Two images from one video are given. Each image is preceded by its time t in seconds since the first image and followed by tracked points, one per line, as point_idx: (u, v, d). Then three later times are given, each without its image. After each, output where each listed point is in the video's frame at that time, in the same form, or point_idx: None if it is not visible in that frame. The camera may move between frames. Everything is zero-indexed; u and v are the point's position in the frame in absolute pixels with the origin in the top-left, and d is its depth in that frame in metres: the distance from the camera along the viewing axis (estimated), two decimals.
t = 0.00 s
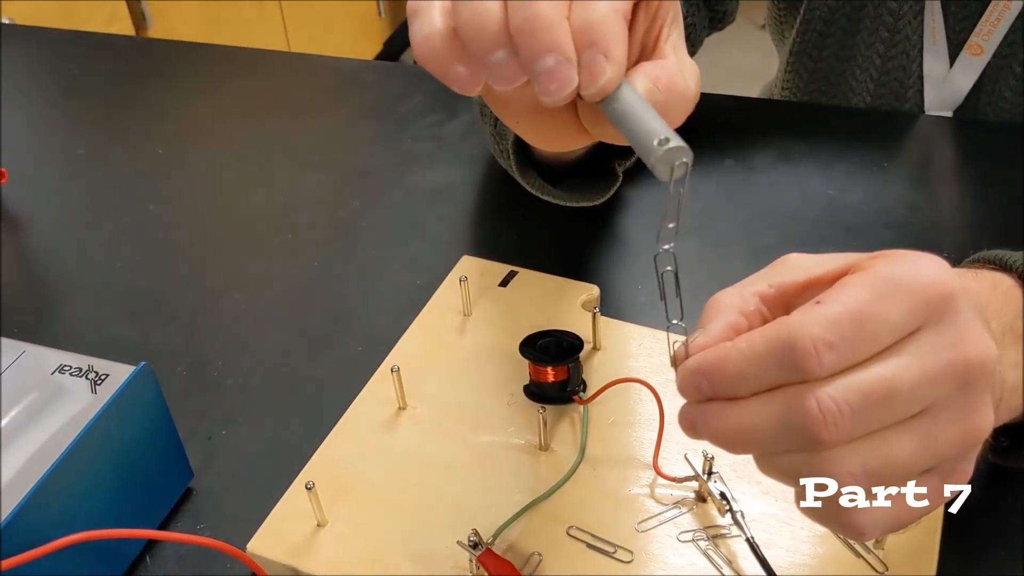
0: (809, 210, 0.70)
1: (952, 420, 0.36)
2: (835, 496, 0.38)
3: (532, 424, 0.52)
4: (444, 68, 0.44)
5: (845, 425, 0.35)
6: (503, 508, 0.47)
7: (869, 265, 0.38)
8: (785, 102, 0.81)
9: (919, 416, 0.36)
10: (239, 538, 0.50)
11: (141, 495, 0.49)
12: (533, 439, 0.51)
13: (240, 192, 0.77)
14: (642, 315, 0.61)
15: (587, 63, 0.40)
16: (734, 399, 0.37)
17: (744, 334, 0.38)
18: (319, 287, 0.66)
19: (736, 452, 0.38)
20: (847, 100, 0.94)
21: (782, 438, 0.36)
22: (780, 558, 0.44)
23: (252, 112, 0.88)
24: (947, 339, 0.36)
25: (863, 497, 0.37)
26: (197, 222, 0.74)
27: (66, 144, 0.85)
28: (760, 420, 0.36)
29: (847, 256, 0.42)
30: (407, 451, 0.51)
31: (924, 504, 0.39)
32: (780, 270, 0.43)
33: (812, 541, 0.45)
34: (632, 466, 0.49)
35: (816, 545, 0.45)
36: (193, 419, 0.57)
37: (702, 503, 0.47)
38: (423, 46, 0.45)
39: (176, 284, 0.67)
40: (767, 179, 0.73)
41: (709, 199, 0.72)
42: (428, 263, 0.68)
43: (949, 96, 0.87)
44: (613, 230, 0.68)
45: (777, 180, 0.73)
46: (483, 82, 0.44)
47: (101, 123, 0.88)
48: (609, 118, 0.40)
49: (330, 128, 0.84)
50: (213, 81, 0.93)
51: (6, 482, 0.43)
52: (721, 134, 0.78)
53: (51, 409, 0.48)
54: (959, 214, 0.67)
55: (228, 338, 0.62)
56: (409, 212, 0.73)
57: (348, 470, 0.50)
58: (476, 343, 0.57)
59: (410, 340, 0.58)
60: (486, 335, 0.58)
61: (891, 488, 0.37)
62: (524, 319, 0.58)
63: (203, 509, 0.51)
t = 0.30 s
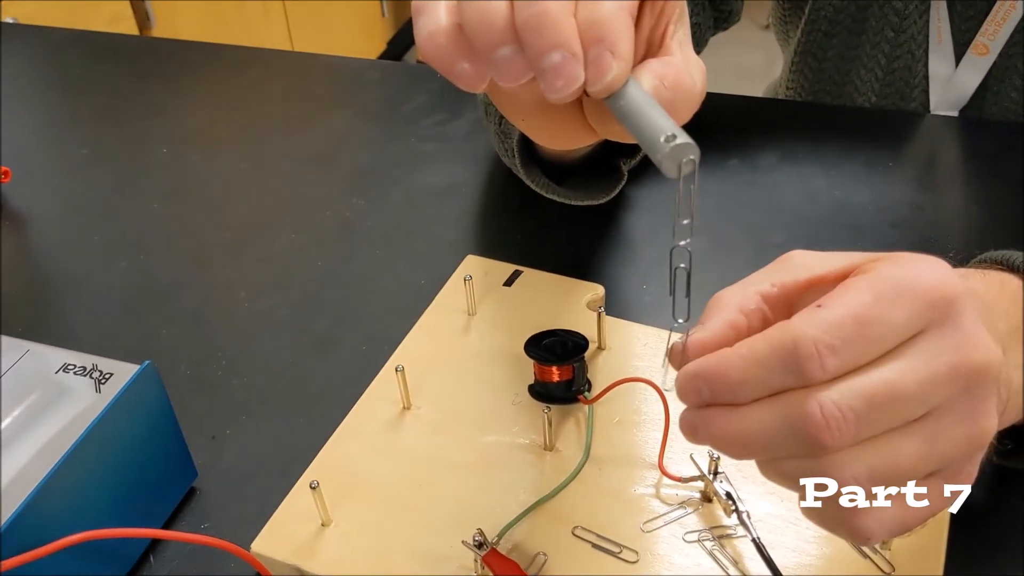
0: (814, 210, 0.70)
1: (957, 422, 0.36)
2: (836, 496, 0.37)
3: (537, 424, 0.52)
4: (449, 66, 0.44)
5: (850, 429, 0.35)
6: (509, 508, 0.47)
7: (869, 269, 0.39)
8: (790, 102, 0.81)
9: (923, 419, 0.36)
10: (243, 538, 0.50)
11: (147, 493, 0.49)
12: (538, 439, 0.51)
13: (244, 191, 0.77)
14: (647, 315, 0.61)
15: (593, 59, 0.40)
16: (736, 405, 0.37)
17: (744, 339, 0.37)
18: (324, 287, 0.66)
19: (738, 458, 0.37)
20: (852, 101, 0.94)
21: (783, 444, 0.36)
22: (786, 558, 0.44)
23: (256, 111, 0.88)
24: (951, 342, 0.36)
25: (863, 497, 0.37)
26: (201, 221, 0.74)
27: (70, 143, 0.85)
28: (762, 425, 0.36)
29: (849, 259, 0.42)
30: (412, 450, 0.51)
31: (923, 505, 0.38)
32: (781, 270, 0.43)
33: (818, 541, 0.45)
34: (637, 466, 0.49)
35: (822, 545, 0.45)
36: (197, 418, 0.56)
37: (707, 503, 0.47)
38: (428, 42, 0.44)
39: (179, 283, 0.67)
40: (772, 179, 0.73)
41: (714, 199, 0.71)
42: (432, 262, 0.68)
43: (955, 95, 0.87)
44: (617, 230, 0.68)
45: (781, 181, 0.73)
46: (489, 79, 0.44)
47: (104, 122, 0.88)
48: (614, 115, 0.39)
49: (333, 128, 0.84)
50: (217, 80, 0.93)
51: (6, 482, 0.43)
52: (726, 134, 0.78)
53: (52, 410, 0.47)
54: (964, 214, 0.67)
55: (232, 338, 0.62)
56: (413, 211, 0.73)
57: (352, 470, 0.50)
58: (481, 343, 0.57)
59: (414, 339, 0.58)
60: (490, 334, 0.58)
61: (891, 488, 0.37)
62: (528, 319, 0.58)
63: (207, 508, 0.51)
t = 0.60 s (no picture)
0: (820, 212, 0.69)
1: None
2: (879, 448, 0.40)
3: (543, 427, 0.52)
4: (452, 63, 0.45)
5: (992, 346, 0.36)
6: (515, 511, 0.47)
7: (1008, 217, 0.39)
8: (796, 103, 0.81)
9: None
10: (249, 540, 0.50)
11: (152, 495, 0.49)
12: (544, 441, 0.51)
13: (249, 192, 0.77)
14: (652, 318, 0.61)
15: (595, 54, 0.41)
16: (952, 362, 0.38)
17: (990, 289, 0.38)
18: (331, 287, 0.66)
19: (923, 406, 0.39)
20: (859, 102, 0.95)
21: (1014, 410, 0.36)
22: (793, 562, 0.44)
23: (261, 113, 0.88)
24: None
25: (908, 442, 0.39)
26: (207, 222, 0.74)
27: (76, 144, 0.85)
28: (991, 392, 0.36)
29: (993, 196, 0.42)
30: (418, 452, 0.51)
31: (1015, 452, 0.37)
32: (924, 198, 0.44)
33: (827, 545, 0.45)
34: (643, 469, 0.49)
35: (831, 550, 0.44)
36: (203, 420, 0.56)
37: (715, 506, 0.47)
38: (431, 39, 0.45)
39: (185, 284, 0.67)
40: (778, 182, 0.73)
41: (720, 202, 0.71)
42: (437, 264, 0.68)
43: (960, 98, 0.87)
44: (623, 233, 0.68)
45: (788, 183, 0.72)
46: (492, 75, 0.45)
47: (111, 123, 0.88)
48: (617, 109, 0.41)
49: (338, 129, 0.84)
50: (223, 81, 0.93)
51: (15, 483, 0.43)
52: (732, 135, 0.77)
53: (60, 410, 0.47)
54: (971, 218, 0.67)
55: (238, 339, 0.62)
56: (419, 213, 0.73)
57: (357, 473, 0.50)
58: (487, 345, 0.57)
59: (420, 341, 0.58)
60: (496, 336, 0.58)
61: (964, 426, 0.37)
62: (534, 320, 0.58)
63: (213, 510, 0.51)
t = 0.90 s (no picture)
0: (825, 217, 0.69)
1: None
2: None
3: (547, 432, 0.52)
4: (457, 64, 0.45)
5: None
6: (518, 516, 0.47)
7: None
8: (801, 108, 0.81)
9: None
10: (254, 545, 0.50)
11: (154, 499, 0.49)
12: (547, 446, 0.51)
13: (255, 196, 0.78)
14: (657, 324, 0.61)
15: (600, 56, 0.42)
16: None
17: None
18: (336, 290, 0.66)
19: None
20: (863, 106, 0.97)
21: None
22: (796, 569, 0.44)
23: (267, 116, 0.88)
24: None
25: None
26: (212, 226, 0.74)
27: (82, 147, 0.85)
28: None
29: None
30: (421, 457, 0.51)
31: None
32: None
33: (830, 553, 0.45)
34: (646, 475, 0.49)
35: (833, 557, 0.44)
36: (208, 424, 0.57)
37: (718, 513, 0.47)
38: (434, 39, 0.44)
39: (191, 288, 0.68)
40: (784, 187, 0.73)
41: (725, 207, 0.71)
42: (441, 269, 0.68)
43: (967, 103, 0.88)
44: (627, 238, 0.68)
45: (793, 188, 0.73)
46: (496, 76, 0.45)
47: (117, 126, 0.88)
48: (622, 109, 0.42)
49: (343, 133, 0.84)
50: (229, 85, 0.94)
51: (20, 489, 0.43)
52: (737, 140, 0.77)
53: (65, 413, 0.47)
54: (975, 224, 0.67)
55: (243, 343, 0.62)
56: (424, 217, 0.73)
57: (361, 477, 0.50)
58: (491, 350, 0.57)
59: (424, 346, 0.58)
60: (501, 342, 0.58)
61: None
62: (538, 326, 0.58)
63: (218, 515, 0.52)
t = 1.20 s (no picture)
0: (828, 219, 0.69)
1: None
2: None
3: (548, 433, 0.52)
4: (458, 66, 0.45)
5: None
6: (519, 517, 0.47)
7: None
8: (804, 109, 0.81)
9: None
10: (255, 546, 0.50)
11: (154, 499, 0.49)
12: (549, 448, 0.51)
13: (258, 197, 0.78)
14: (659, 326, 0.61)
15: (599, 58, 0.42)
16: None
17: None
18: (337, 292, 0.67)
19: None
20: (865, 109, 0.97)
21: None
22: (797, 570, 0.44)
23: (270, 117, 0.88)
24: None
25: None
26: (215, 227, 0.74)
27: (86, 147, 0.85)
28: None
29: None
30: (423, 458, 0.51)
31: None
32: None
33: (831, 554, 0.45)
34: (647, 477, 0.49)
35: (835, 558, 0.44)
36: (210, 424, 0.57)
37: (719, 514, 0.47)
38: (434, 42, 0.45)
39: (194, 289, 0.68)
40: (787, 188, 0.73)
41: (728, 209, 0.71)
42: (443, 269, 0.68)
43: (968, 106, 0.89)
44: (629, 240, 0.68)
45: (796, 189, 0.73)
46: (496, 79, 0.45)
47: (120, 127, 0.88)
48: (622, 113, 0.42)
49: (347, 133, 0.85)
50: (232, 86, 0.94)
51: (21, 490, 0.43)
52: (739, 141, 0.77)
53: (65, 413, 0.47)
54: (977, 226, 0.67)
55: (245, 343, 0.62)
56: (426, 218, 0.73)
57: (362, 478, 0.50)
58: (493, 351, 0.57)
59: (425, 347, 0.58)
60: (504, 343, 0.58)
61: None
62: (540, 327, 0.59)
63: (219, 515, 0.52)
